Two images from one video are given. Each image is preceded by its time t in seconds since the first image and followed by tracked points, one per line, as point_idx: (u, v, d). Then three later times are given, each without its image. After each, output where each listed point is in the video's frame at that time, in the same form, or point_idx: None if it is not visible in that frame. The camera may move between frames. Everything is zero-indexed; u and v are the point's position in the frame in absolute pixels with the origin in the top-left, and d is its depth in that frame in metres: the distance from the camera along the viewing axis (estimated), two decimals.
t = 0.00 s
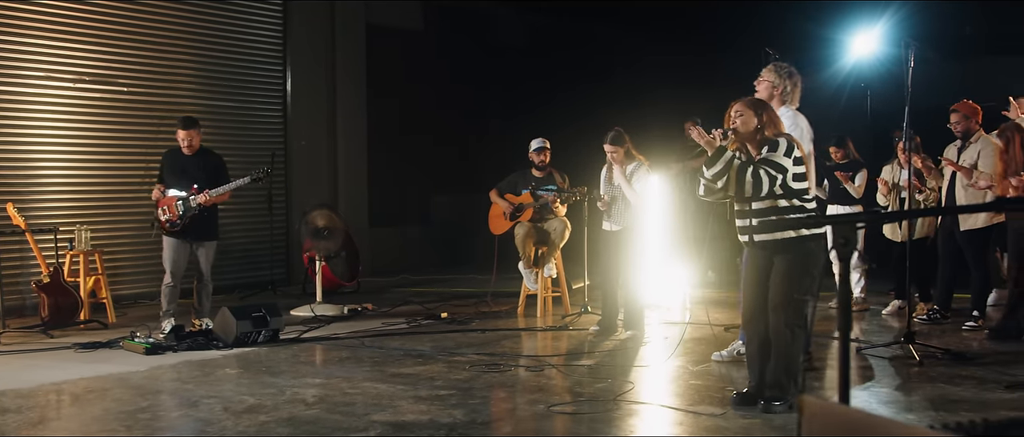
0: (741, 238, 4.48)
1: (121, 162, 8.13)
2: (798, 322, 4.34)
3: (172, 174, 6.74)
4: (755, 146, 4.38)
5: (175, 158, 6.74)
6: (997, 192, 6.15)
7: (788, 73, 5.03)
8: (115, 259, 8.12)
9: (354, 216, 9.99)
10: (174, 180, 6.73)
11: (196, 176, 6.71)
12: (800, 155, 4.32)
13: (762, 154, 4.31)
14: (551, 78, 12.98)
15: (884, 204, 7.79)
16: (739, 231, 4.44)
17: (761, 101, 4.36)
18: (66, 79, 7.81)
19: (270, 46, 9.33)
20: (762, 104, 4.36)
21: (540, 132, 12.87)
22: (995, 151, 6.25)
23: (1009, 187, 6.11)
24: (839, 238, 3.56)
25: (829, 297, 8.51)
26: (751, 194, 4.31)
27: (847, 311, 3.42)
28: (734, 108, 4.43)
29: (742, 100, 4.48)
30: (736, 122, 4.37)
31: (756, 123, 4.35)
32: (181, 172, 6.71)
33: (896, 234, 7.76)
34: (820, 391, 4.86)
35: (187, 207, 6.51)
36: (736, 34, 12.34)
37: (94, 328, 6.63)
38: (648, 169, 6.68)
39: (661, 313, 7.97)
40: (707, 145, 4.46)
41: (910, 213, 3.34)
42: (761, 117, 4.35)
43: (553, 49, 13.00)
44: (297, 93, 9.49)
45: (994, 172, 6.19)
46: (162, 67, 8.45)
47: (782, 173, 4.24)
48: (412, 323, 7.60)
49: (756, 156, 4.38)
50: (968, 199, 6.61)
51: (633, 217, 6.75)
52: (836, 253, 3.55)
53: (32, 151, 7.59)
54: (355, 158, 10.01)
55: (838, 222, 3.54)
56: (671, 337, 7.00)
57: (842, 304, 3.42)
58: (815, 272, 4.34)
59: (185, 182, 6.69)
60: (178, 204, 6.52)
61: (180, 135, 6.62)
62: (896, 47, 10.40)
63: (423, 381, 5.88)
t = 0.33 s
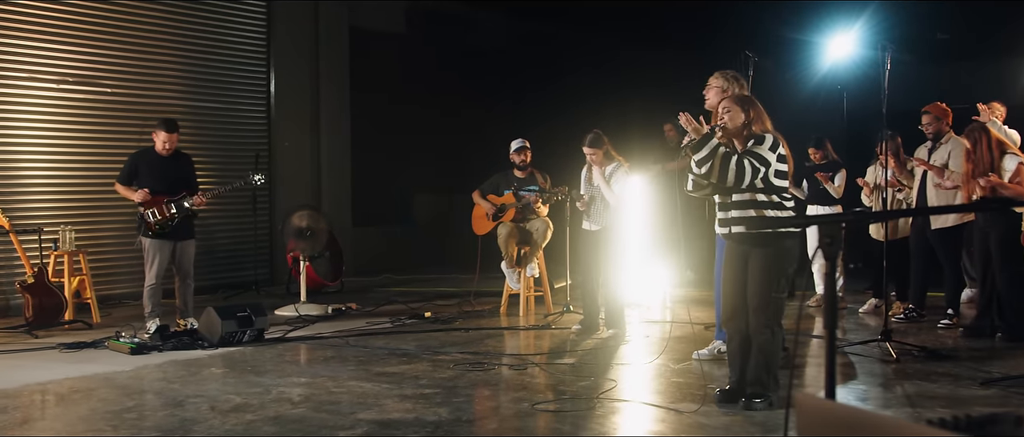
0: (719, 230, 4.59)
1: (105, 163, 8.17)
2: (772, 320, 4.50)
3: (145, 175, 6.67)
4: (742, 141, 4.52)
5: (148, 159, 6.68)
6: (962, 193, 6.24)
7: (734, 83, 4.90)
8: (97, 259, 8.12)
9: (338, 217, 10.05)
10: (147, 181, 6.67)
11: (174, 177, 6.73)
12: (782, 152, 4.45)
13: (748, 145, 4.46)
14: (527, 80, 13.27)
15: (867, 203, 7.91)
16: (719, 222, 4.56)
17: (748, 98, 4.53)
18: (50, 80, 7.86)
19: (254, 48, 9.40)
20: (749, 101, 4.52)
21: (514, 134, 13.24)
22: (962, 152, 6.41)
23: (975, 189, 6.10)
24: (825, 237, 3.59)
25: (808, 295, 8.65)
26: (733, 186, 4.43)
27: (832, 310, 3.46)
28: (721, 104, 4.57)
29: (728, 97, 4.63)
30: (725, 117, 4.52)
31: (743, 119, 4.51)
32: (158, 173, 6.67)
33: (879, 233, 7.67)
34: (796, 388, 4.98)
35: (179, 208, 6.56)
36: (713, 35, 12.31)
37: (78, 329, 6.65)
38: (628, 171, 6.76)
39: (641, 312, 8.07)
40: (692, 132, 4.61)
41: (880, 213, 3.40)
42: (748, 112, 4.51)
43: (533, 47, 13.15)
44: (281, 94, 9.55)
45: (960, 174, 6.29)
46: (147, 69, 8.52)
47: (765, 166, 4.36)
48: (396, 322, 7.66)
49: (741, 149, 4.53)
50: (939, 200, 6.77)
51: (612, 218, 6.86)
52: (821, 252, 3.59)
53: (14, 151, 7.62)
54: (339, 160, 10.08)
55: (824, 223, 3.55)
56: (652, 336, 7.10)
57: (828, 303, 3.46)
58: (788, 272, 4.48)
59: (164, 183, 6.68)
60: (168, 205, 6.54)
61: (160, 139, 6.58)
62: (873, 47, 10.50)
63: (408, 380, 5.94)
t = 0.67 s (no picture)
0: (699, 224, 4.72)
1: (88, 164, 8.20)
2: (750, 319, 4.57)
3: (129, 175, 6.65)
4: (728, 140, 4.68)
5: (130, 160, 6.65)
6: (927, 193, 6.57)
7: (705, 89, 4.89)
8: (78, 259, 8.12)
9: (322, 218, 10.11)
10: (131, 182, 6.67)
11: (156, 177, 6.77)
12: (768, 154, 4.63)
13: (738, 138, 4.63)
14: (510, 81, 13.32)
15: (849, 203, 7.94)
16: (700, 216, 4.71)
17: (735, 98, 4.63)
18: (33, 82, 7.88)
19: (238, 49, 9.43)
20: (738, 101, 4.63)
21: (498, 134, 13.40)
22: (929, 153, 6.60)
23: (941, 190, 6.23)
24: (811, 238, 3.66)
25: (786, 295, 8.79)
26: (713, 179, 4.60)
27: (817, 311, 3.57)
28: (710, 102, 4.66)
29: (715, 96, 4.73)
30: (712, 117, 4.62)
31: (730, 119, 4.62)
32: (142, 174, 6.68)
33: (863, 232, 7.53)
34: (775, 386, 5.09)
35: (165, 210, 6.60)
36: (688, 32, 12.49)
37: (62, 329, 6.67)
38: (608, 171, 6.86)
39: (622, 311, 8.17)
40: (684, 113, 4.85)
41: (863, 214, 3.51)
42: (736, 113, 4.62)
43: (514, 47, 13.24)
44: (264, 95, 9.59)
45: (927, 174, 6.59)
46: (131, 70, 8.56)
47: (751, 159, 4.51)
48: (380, 322, 7.71)
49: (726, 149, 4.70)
50: (906, 201, 6.86)
51: (594, 219, 6.95)
52: (809, 251, 3.66)
53: None
54: (323, 161, 10.13)
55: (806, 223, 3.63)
56: (633, 334, 7.21)
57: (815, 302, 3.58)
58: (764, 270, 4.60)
59: (148, 183, 6.71)
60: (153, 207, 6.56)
61: (145, 140, 6.60)
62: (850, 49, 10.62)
63: (393, 379, 5.99)
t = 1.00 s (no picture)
0: (677, 223, 4.76)
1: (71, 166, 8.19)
2: (726, 318, 4.68)
3: (116, 177, 6.64)
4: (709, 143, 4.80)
5: (117, 162, 6.63)
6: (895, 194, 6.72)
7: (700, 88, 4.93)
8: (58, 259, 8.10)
9: (303, 218, 10.17)
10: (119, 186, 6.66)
11: (142, 178, 6.77)
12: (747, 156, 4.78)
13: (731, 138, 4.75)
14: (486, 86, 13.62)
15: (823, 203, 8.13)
16: (680, 216, 4.74)
17: (718, 102, 4.75)
18: (15, 83, 7.84)
19: (220, 51, 9.47)
20: (721, 104, 4.74)
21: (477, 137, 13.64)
22: (898, 154, 6.76)
23: (909, 191, 6.39)
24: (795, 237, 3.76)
25: (764, 294, 8.92)
26: (693, 179, 4.67)
27: (803, 309, 3.67)
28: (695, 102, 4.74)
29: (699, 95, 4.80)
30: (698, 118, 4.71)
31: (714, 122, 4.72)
32: (129, 177, 6.68)
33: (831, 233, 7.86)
34: (755, 384, 5.19)
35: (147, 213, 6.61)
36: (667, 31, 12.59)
37: (45, 330, 6.68)
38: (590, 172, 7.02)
39: (601, 311, 8.28)
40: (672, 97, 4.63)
41: (842, 214, 3.62)
42: (719, 116, 4.73)
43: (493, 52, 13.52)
44: (245, 97, 9.64)
45: (895, 176, 6.74)
46: (113, 71, 8.56)
47: (734, 151, 4.65)
48: (362, 322, 7.76)
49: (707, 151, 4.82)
50: (875, 202, 7.03)
51: (576, 219, 7.08)
52: (794, 251, 3.76)
53: None
54: (304, 162, 10.20)
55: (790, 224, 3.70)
56: (613, 333, 7.32)
57: (800, 300, 3.67)
58: (737, 270, 4.73)
59: (133, 185, 6.71)
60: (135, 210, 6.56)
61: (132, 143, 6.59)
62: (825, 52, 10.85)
63: (376, 379, 6.04)
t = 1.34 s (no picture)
0: (657, 224, 4.88)
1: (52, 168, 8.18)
2: (704, 318, 4.76)
3: (103, 179, 6.71)
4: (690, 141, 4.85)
5: (105, 164, 6.73)
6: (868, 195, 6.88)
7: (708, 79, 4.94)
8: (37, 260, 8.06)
9: (284, 220, 10.19)
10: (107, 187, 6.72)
11: (130, 179, 6.76)
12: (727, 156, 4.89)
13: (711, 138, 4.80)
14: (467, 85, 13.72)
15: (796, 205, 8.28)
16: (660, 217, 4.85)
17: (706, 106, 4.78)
18: None
19: (201, 53, 9.49)
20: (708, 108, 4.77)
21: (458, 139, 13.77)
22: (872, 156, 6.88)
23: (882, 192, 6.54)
24: (779, 238, 3.85)
25: (742, 294, 9.05)
26: (670, 179, 4.83)
27: (786, 307, 3.77)
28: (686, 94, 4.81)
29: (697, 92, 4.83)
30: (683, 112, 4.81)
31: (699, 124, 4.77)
32: (116, 177, 6.72)
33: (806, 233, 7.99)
34: (735, 383, 5.29)
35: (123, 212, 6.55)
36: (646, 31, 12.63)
37: (26, 331, 6.67)
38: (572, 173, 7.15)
39: (581, 310, 8.38)
40: (662, 85, 4.79)
41: (820, 216, 3.70)
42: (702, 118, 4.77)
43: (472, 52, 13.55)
44: (227, 99, 9.67)
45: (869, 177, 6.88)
46: (95, 73, 8.55)
47: (716, 146, 4.74)
48: (345, 322, 7.79)
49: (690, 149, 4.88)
50: (850, 204, 7.14)
51: (557, 221, 7.16)
52: (777, 252, 3.85)
53: None
54: (285, 164, 10.22)
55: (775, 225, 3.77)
56: (593, 333, 7.40)
57: (782, 299, 3.77)
58: (714, 269, 4.81)
59: (118, 185, 6.72)
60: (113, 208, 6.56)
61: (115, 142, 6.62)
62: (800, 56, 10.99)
63: (360, 379, 6.08)
